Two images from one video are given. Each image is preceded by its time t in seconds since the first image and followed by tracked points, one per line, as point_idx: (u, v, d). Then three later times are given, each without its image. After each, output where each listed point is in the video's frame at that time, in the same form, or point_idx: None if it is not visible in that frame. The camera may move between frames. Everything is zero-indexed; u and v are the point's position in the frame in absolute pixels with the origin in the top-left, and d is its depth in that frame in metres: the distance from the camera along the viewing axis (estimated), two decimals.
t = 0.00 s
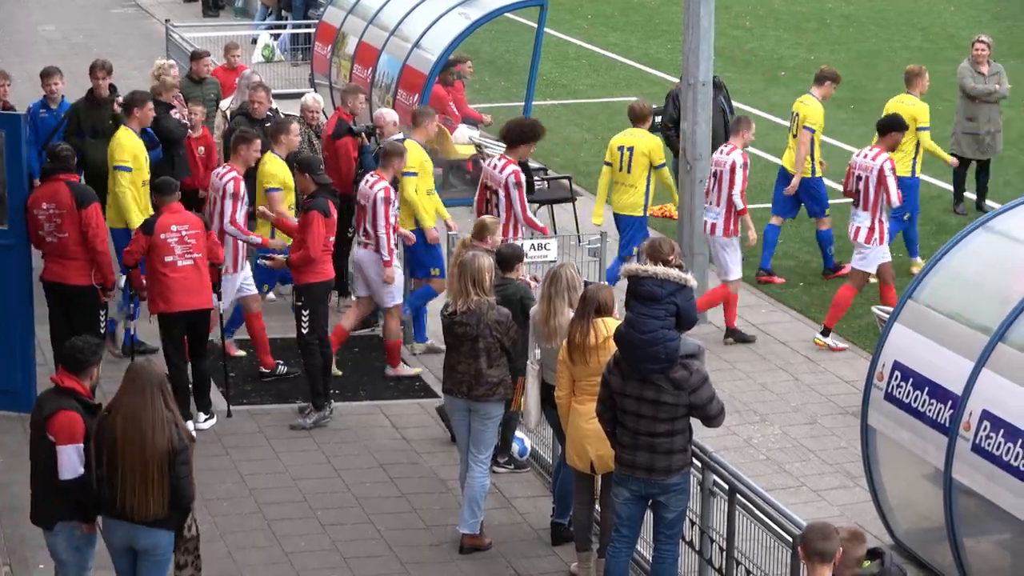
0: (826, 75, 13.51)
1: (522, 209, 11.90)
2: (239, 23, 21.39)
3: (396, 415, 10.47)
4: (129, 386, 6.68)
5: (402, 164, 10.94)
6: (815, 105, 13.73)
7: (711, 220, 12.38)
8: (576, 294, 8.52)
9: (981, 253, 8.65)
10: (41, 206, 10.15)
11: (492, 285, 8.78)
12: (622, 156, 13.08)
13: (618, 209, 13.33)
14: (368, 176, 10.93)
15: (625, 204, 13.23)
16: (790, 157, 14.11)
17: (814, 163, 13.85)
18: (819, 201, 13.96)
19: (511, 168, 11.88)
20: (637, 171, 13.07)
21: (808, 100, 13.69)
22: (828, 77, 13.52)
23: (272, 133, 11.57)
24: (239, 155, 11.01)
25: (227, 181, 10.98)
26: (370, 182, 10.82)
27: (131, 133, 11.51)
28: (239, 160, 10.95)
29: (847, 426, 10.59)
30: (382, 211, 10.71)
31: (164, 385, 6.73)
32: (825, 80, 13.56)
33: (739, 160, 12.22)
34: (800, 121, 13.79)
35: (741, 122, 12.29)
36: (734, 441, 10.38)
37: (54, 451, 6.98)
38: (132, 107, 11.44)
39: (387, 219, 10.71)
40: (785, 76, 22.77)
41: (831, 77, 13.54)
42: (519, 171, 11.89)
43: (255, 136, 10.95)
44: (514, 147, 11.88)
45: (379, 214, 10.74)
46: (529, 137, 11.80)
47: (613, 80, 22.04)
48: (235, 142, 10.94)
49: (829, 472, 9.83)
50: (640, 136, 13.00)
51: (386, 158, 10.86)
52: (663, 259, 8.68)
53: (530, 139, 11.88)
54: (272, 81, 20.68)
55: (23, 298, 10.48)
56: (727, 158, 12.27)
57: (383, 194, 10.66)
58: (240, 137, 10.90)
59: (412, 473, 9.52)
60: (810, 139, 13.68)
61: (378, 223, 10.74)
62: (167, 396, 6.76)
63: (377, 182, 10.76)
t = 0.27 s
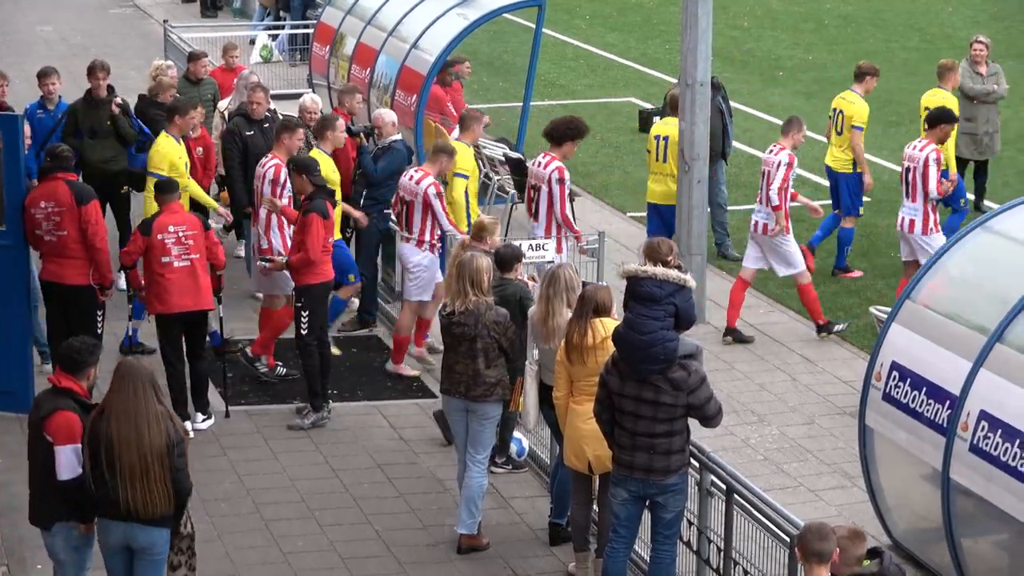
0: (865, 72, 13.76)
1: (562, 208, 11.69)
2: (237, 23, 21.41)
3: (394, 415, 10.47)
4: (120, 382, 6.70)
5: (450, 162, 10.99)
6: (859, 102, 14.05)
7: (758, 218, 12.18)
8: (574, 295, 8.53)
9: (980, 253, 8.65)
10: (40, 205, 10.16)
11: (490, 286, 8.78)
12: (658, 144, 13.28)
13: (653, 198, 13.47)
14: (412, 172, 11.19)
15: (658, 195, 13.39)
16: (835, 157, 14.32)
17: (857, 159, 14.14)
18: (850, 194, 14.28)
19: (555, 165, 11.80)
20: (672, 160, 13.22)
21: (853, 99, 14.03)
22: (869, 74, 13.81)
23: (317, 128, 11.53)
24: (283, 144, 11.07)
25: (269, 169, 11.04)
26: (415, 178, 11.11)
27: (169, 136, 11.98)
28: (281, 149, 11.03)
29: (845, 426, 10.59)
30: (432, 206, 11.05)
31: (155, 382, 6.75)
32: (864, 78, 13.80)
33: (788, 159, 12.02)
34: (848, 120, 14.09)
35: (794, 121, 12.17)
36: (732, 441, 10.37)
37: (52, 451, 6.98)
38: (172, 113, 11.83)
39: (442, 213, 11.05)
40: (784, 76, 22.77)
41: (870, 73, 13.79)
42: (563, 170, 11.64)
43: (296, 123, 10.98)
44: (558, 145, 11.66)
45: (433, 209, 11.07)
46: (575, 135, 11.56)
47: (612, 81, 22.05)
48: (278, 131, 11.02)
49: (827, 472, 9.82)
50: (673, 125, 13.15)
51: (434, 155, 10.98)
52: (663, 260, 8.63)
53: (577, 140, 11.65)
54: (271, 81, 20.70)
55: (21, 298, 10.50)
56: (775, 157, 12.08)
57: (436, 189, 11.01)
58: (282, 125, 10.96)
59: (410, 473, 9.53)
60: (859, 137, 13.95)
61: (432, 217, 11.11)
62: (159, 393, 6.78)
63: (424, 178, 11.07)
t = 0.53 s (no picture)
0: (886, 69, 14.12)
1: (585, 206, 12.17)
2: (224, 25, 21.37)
3: (382, 417, 10.46)
4: (95, 380, 6.77)
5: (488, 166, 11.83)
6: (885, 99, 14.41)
7: (807, 217, 12.29)
8: (562, 296, 8.54)
9: (967, 254, 8.67)
10: (27, 207, 10.12)
11: (478, 286, 8.77)
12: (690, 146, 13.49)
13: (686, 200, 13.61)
14: (456, 176, 12.17)
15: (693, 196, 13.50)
16: (863, 157, 14.59)
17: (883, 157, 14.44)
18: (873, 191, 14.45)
19: (580, 162, 12.07)
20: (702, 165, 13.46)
21: (881, 98, 14.40)
22: (892, 71, 14.15)
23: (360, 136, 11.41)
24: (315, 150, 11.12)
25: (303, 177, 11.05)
26: (457, 180, 12.04)
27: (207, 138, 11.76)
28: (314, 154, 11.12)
29: (832, 427, 10.60)
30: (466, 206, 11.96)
31: (130, 380, 6.84)
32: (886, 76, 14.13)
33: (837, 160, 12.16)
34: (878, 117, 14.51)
35: (841, 119, 12.35)
36: (720, 442, 10.37)
37: (39, 453, 6.97)
38: (212, 116, 11.72)
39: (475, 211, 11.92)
40: (772, 78, 22.80)
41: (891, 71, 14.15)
42: (587, 167, 12.08)
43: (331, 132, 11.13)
44: (587, 144, 11.98)
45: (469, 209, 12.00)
46: (602, 132, 11.90)
47: (600, 82, 22.06)
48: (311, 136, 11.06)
49: (814, 472, 9.82)
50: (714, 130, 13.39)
51: (474, 157, 11.83)
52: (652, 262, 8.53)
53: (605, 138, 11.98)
54: (259, 83, 20.69)
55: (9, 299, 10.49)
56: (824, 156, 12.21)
57: (472, 190, 11.92)
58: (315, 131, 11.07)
59: (398, 474, 9.52)
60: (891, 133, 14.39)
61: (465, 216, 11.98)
62: (134, 390, 6.87)
63: (464, 180, 12.00)
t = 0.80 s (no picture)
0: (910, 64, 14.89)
1: (623, 207, 12.32)
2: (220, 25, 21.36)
3: (378, 417, 10.46)
4: (85, 378, 6.81)
5: (524, 157, 12.09)
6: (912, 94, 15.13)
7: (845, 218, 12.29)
8: (559, 296, 8.54)
9: (964, 253, 8.67)
10: (23, 207, 10.15)
11: (475, 286, 8.76)
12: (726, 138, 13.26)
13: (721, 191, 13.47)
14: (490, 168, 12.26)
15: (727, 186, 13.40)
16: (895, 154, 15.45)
17: (909, 152, 15.28)
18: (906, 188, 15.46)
19: (620, 164, 12.23)
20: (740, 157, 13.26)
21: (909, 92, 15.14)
22: (914, 67, 14.82)
23: (400, 127, 11.45)
24: (359, 148, 10.93)
25: (354, 175, 10.95)
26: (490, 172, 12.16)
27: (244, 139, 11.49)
28: (362, 153, 10.95)
29: (829, 427, 10.60)
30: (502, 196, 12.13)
31: (119, 378, 6.89)
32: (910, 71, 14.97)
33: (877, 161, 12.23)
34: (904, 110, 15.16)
35: (879, 119, 12.29)
36: (716, 442, 10.36)
37: (34, 454, 6.97)
38: (248, 114, 11.65)
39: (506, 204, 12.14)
40: (768, 78, 22.81)
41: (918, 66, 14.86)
42: (626, 169, 12.22)
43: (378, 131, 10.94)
44: (628, 147, 12.16)
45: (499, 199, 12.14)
46: (641, 133, 12.10)
47: (595, 82, 22.06)
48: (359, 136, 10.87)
49: (811, 472, 9.82)
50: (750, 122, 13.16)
51: (508, 149, 12.06)
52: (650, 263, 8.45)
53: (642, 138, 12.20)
54: (255, 83, 20.70)
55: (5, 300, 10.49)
56: (863, 158, 12.28)
57: (506, 182, 12.06)
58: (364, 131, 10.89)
59: (395, 475, 9.52)
60: (913, 128, 15.05)
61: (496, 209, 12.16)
62: (123, 388, 6.92)
63: (499, 171, 12.11)
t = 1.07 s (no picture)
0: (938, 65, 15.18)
1: (668, 203, 12.06)
2: (211, 26, 21.35)
3: (370, 418, 10.44)
4: (76, 379, 6.83)
5: (562, 164, 11.68)
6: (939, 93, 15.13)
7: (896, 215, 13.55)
8: (551, 296, 8.56)
9: (956, 254, 8.68)
10: (12, 210, 10.10)
11: (467, 287, 8.76)
12: (762, 140, 13.53)
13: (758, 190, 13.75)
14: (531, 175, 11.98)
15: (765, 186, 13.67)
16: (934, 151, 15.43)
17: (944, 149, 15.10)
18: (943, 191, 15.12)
19: (659, 161, 12.01)
20: (777, 156, 13.50)
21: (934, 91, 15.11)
22: (943, 65, 15.21)
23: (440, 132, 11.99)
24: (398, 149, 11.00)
25: (393, 178, 10.89)
26: (531, 180, 11.88)
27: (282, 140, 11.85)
28: (399, 155, 10.98)
29: (821, 428, 10.60)
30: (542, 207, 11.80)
31: (108, 377, 6.90)
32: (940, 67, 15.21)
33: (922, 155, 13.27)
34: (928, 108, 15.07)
35: (921, 116, 13.27)
36: (708, 443, 10.36)
37: (23, 456, 6.96)
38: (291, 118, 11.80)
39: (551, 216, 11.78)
40: (759, 78, 22.81)
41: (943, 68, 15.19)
42: (667, 164, 12.04)
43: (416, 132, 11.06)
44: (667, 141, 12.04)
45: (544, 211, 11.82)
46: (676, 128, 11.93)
47: (587, 83, 22.05)
48: (398, 136, 10.97)
49: (803, 473, 9.82)
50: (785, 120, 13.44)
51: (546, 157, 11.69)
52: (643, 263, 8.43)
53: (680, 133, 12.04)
54: (246, 85, 20.69)
55: None
56: (909, 153, 13.33)
57: (549, 192, 11.72)
58: (402, 132, 11.00)
59: (387, 476, 9.51)
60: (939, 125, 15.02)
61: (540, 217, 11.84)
62: (112, 388, 6.93)
63: (540, 180, 11.82)
